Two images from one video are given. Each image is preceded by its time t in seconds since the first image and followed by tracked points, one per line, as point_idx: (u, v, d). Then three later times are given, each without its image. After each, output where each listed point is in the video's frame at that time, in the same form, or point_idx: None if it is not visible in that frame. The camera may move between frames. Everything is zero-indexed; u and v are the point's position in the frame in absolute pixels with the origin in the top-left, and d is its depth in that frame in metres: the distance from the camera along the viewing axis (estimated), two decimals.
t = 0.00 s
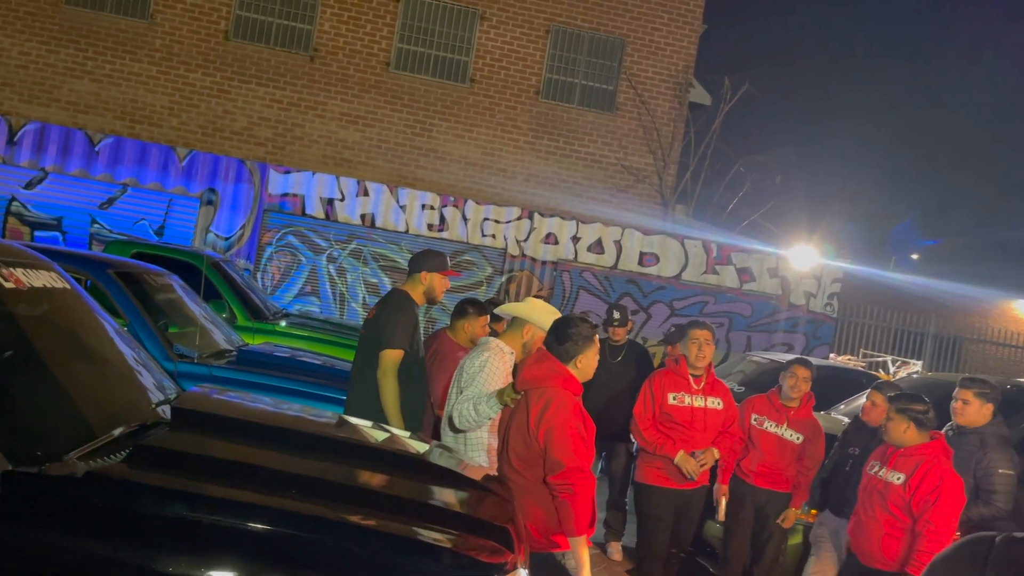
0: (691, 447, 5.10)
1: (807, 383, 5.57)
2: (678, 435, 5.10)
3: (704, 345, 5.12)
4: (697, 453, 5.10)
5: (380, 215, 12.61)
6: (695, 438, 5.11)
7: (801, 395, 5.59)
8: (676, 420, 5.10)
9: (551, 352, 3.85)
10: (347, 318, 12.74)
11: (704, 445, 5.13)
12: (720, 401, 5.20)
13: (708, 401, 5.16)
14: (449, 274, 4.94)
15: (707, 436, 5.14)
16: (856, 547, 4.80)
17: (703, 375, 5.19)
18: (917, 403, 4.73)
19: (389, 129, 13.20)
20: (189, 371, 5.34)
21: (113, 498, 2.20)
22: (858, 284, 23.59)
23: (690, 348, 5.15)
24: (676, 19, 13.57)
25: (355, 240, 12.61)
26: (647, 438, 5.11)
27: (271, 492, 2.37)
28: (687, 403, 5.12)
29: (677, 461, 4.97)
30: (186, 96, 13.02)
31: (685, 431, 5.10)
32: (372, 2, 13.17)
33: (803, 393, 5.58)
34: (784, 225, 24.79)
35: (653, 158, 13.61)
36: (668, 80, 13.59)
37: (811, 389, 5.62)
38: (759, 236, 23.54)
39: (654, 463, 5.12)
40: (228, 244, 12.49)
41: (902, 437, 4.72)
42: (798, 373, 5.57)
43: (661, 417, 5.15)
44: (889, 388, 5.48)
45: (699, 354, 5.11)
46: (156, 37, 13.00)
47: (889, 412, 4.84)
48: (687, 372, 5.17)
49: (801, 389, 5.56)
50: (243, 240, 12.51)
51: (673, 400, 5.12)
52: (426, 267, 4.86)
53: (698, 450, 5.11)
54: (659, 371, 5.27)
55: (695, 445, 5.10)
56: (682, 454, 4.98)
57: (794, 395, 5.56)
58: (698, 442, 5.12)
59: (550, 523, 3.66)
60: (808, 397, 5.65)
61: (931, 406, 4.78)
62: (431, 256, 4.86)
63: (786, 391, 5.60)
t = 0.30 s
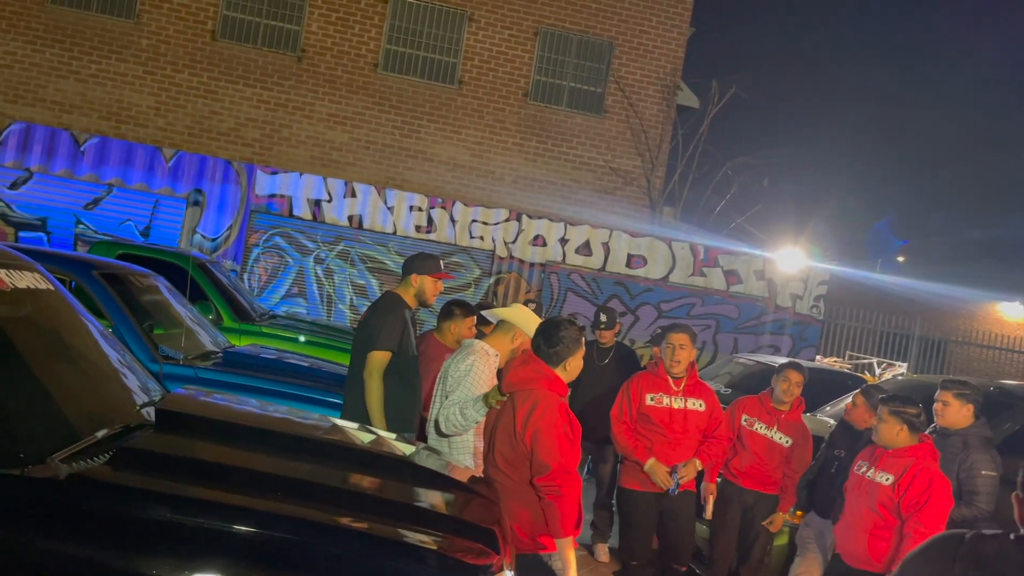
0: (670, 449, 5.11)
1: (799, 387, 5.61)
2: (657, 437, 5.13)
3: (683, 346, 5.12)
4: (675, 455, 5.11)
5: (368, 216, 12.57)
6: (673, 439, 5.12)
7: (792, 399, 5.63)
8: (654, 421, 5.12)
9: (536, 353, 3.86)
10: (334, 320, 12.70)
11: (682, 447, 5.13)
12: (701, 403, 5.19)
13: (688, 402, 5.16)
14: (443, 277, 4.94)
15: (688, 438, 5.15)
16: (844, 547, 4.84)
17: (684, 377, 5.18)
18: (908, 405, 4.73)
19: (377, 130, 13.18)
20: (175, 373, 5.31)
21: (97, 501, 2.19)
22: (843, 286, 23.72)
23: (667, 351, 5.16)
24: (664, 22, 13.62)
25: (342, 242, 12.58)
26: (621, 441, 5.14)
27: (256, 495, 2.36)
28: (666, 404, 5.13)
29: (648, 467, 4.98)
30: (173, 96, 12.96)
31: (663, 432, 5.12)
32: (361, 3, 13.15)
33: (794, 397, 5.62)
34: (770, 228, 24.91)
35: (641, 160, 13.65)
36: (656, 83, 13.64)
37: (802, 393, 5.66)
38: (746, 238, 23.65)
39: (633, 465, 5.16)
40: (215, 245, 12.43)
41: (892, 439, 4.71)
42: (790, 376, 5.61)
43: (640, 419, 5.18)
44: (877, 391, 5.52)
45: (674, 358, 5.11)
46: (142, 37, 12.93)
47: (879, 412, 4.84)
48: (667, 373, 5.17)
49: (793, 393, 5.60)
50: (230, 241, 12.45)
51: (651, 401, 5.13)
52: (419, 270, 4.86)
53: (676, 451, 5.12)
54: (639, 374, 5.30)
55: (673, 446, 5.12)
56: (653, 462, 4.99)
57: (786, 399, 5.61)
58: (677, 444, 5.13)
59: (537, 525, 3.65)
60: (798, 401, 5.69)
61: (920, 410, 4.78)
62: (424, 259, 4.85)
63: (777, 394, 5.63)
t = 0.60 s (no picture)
0: (653, 451, 5.11)
1: (793, 390, 5.61)
2: (640, 439, 5.15)
3: (668, 350, 5.11)
4: (660, 457, 5.10)
5: (360, 217, 12.56)
6: (657, 442, 5.12)
7: (787, 401, 5.63)
8: (638, 425, 5.17)
9: (528, 357, 3.86)
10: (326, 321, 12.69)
11: (667, 449, 5.12)
12: (687, 405, 5.17)
13: (671, 404, 5.16)
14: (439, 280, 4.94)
15: (672, 440, 5.14)
16: (834, 548, 4.87)
17: (669, 380, 5.18)
18: (903, 408, 4.70)
19: (369, 131, 13.17)
20: (166, 374, 5.29)
21: (88, 503, 2.18)
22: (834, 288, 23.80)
23: (656, 356, 5.15)
24: (656, 24, 13.65)
25: (334, 243, 12.57)
26: (595, 444, 5.23)
27: (247, 496, 2.36)
28: (647, 406, 5.17)
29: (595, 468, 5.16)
30: (164, 97, 12.93)
31: (646, 434, 5.14)
32: (353, 4, 13.14)
33: (788, 399, 5.62)
34: (761, 230, 25.00)
35: (633, 162, 13.68)
36: (648, 85, 13.68)
37: (797, 395, 5.65)
38: (737, 240, 23.72)
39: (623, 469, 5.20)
40: (206, 246, 12.41)
41: (886, 442, 4.69)
42: (784, 379, 5.61)
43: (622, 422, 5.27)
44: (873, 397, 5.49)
45: (665, 362, 5.11)
46: (133, 38, 12.90)
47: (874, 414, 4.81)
48: (650, 376, 5.22)
49: (787, 396, 5.61)
50: (222, 241, 12.42)
51: (633, 405, 5.20)
52: (415, 272, 4.87)
53: (660, 454, 5.11)
54: (624, 379, 5.38)
55: (657, 449, 5.11)
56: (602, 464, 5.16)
57: (780, 401, 5.61)
58: (661, 446, 5.12)
59: (529, 528, 3.65)
60: (793, 403, 5.68)
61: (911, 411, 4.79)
62: (421, 261, 4.86)
63: (772, 397, 5.64)
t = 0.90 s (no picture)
0: (652, 453, 5.11)
1: (790, 389, 5.64)
2: (639, 441, 5.16)
3: (666, 345, 5.14)
4: (657, 459, 5.09)
5: (357, 217, 12.56)
6: (654, 443, 5.12)
7: (784, 401, 5.65)
8: (636, 426, 5.17)
9: (527, 356, 3.85)
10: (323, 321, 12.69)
11: (664, 450, 5.11)
12: (684, 404, 5.16)
13: (668, 404, 5.15)
14: (439, 280, 4.94)
15: (670, 441, 5.12)
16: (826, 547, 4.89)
17: (667, 379, 5.19)
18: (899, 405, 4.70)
19: (367, 131, 13.17)
20: (163, 374, 5.29)
21: (86, 503, 2.19)
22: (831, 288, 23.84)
23: (656, 351, 5.19)
24: (654, 25, 13.67)
25: (332, 243, 12.57)
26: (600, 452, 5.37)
27: (244, 496, 2.36)
28: (645, 407, 5.17)
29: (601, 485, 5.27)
30: (161, 97, 12.91)
31: (645, 435, 5.15)
32: (352, 4, 13.13)
33: (786, 400, 5.65)
34: (758, 231, 25.05)
35: (630, 163, 13.69)
36: (645, 85, 13.69)
37: (794, 395, 5.67)
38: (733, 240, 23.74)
39: (622, 470, 5.19)
40: (203, 246, 12.40)
41: (887, 441, 4.71)
42: (781, 379, 5.64)
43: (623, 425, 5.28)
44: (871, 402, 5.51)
45: (666, 357, 5.13)
46: (131, 37, 12.88)
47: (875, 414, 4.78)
48: (649, 377, 5.23)
49: (784, 396, 5.63)
50: (219, 241, 12.41)
51: (632, 406, 5.21)
52: (416, 273, 4.86)
53: (657, 455, 5.10)
54: (625, 382, 5.39)
55: (655, 450, 5.11)
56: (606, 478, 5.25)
57: (778, 401, 5.63)
58: (658, 448, 5.11)
59: (526, 528, 3.65)
60: (791, 404, 5.70)
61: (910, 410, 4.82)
62: (422, 262, 4.86)
63: (769, 397, 5.66)
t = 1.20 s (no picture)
0: (657, 451, 5.11)
1: (789, 386, 5.67)
2: (645, 441, 5.17)
3: (669, 345, 5.18)
4: (661, 458, 5.09)
5: (359, 216, 12.57)
6: (659, 441, 5.13)
7: (783, 398, 5.68)
8: (641, 425, 5.21)
9: (529, 355, 3.86)
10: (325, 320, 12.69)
11: (668, 448, 5.11)
12: (689, 403, 5.16)
13: (673, 403, 5.16)
14: (445, 280, 4.96)
15: (675, 439, 5.12)
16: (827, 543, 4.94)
17: (673, 378, 5.22)
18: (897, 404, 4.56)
19: (368, 131, 13.17)
20: (165, 374, 5.30)
21: (89, 503, 2.19)
22: (833, 287, 23.83)
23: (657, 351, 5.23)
24: (655, 24, 13.66)
25: (334, 242, 12.57)
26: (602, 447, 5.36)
27: (246, 496, 2.36)
28: (650, 406, 5.20)
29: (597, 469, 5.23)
30: (163, 96, 12.92)
31: (650, 434, 5.17)
32: (353, 4, 13.13)
33: (785, 396, 5.68)
34: (760, 230, 25.04)
35: (632, 162, 13.68)
36: (647, 84, 13.68)
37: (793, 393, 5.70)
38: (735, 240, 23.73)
39: (627, 469, 5.21)
40: (205, 245, 12.40)
41: (889, 439, 4.63)
42: (780, 376, 5.67)
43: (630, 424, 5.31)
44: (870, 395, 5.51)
45: (665, 356, 5.18)
46: (132, 37, 12.89)
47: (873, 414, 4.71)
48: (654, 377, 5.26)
49: (783, 392, 5.66)
50: (220, 241, 12.42)
51: (638, 406, 5.26)
52: (420, 272, 4.87)
53: (661, 453, 5.10)
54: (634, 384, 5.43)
55: (659, 448, 5.11)
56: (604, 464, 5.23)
57: (777, 398, 5.66)
58: (662, 445, 5.12)
59: (528, 527, 3.66)
60: (791, 401, 5.74)
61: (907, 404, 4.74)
62: (427, 262, 4.89)
63: (768, 394, 5.69)
